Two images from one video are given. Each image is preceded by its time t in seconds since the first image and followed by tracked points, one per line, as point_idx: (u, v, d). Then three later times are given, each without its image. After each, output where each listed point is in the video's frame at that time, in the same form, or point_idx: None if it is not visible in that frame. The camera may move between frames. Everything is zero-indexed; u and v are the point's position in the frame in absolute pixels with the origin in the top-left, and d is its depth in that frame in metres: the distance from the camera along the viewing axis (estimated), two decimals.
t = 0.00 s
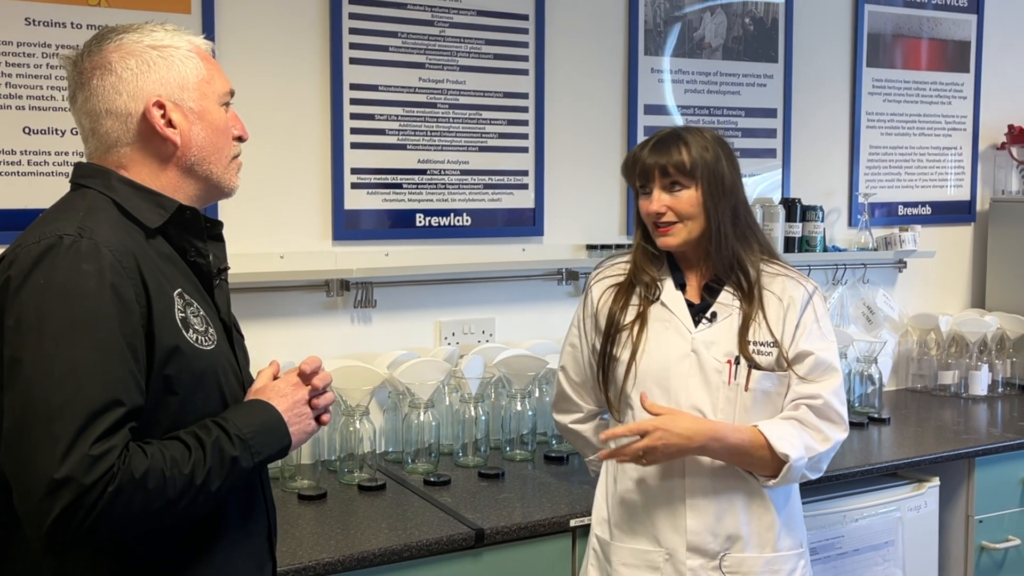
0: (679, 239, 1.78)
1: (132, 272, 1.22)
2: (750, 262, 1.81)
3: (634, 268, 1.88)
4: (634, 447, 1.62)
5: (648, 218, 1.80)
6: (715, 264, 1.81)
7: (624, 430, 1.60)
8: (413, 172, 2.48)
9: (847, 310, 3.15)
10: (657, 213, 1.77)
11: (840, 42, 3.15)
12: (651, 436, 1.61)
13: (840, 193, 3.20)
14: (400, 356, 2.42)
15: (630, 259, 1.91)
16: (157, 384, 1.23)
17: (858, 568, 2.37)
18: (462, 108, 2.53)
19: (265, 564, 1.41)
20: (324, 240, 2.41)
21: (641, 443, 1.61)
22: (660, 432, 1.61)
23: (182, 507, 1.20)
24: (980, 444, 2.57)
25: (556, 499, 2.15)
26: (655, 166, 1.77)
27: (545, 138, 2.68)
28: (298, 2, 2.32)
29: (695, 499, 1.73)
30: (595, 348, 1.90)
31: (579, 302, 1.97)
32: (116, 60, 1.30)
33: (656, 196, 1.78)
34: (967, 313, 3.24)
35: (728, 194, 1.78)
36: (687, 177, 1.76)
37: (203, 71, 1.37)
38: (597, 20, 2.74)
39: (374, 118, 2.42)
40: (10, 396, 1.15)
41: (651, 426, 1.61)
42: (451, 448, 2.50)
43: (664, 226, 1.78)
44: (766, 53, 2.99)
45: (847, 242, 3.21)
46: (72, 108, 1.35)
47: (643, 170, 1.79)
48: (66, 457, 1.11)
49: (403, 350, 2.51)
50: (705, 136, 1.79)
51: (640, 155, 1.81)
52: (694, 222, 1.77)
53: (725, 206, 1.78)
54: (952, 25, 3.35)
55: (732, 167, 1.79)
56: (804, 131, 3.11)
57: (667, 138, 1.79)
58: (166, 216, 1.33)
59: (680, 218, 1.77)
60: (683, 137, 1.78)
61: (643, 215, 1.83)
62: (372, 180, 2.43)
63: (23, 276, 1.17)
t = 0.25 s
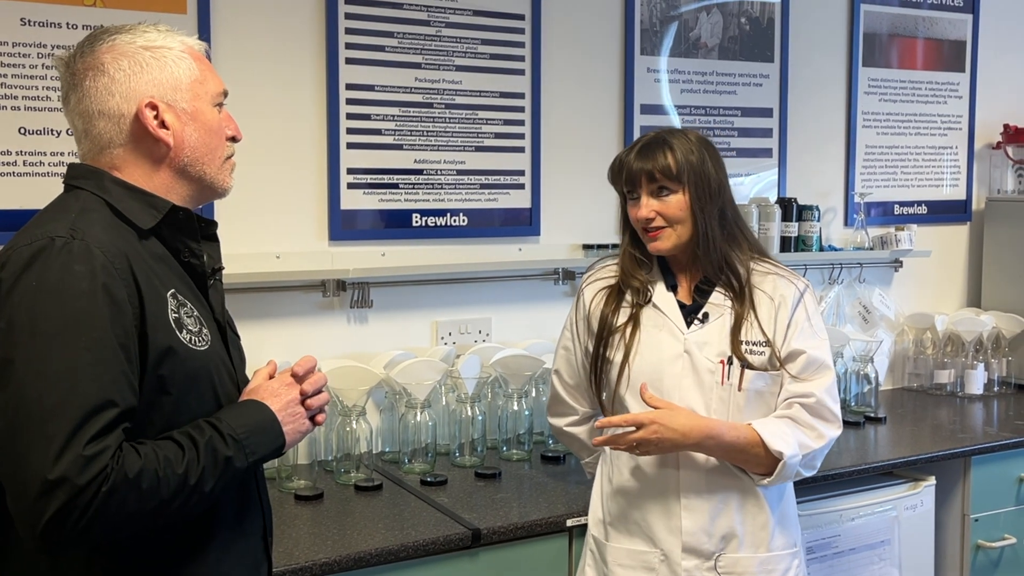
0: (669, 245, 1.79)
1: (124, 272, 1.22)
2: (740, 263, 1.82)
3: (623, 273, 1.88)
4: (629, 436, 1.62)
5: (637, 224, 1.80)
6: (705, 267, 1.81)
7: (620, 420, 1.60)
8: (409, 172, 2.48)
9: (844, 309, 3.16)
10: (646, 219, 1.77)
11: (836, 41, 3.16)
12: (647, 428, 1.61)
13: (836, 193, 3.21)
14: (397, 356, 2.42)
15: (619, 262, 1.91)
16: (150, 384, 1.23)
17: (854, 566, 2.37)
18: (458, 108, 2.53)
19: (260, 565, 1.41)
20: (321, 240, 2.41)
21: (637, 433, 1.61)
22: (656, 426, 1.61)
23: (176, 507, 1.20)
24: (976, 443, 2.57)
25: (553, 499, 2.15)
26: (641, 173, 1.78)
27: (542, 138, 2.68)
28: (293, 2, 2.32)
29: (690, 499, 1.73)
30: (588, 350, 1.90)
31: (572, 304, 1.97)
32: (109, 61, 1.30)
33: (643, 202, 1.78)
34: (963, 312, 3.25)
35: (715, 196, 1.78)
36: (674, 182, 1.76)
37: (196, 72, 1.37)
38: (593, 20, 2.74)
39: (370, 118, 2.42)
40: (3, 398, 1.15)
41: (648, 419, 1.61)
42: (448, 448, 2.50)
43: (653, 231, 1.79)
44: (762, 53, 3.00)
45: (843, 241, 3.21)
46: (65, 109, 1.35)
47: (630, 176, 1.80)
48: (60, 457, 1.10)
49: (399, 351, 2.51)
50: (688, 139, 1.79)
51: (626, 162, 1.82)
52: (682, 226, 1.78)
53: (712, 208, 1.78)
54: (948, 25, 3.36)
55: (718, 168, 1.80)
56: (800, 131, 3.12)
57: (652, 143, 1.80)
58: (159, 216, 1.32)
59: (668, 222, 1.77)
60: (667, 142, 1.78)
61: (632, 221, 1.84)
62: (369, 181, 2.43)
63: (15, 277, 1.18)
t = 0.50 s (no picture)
0: (666, 248, 1.79)
1: (117, 274, 1.22)
2: (737, 265, 1.82)
3: (619, 275, 1.88)
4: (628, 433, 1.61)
5: (634, 225, 1.81)
6: (702, 270, 1.82)
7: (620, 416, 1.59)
8: (406, 172, 2.48)
9: (840, 309, 3.17)
10: (644, 222, 1.78)
11: (832, 42, 3.16)
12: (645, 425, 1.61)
13: (833, 193, 3.21)
14: (394, 356, 2.43)
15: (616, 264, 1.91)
16: (144, 385, 1.23)
17: (850, 566, 2.38)
18: (455, 109, 2.53)
19: (257, 565, 1.41)
20: (318, 240, 2.41)
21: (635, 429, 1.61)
22: (654, 423, 1.61)
23: (170, 508, 1.20)
24: (972, 442, 2.58)
25: (550, 499, 2.15)
26: (638, 175, 1.78)
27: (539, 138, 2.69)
28: (290, 2, 2.32)
29: (687, 499, 1.73)
30: (585, 350, 1.91)
31: (569, 305, 1.97)
32: (103, 63, 1.31)
33: (641, 205, 1.79)
34: (959, 312, 3.25)
35: (712, 198, 1.79)
36: (671, 185, 1.77)
37: (191, 73, 1.37)
38: (589, 21, 2.74)
39: (367, 119, 2.42)
40: None
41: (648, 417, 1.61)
42: (445, 448, 2.51)
43: (651, 233, 1.79)
44: (758, 53, 3.00)
45: (840, 241, 3.22)
46: (60, 110, 1.36)
47: (627, 178, 1.80)
48: (52, 460, 1.11)
49: (397, 351, 2.52)
50: (686, 141, 1.80)
51: (624, 163, 1.82)
52: (679, 229, 1.78)
53: (710, 210, 1.78)
54: (943, 25, 3.37)
55: (715, 170, 1.80)
56: (797, 131, 3.12)
57: (649, 146, 1.80)
58: (153, 218, 1.32)
59: (665, 225, 1.78)
60: (664, 144, 1.79)
61: (629, 223, 1.84)
62: (366, 181, 2.44)
63: (8, 279, 1.18)
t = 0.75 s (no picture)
0: (663, 247, 1.80)
1: (111, 276, 1.22)
2: (735, 266, 1.83)
3: (620, 273, 1.89)
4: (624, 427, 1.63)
5: (631, 223, 1.82)
6: (699, 269, 1.82)
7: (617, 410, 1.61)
8: (404, 172, 2.49)
9: (837, 309, 3.15)
10: (641, 219, 1.79)
11: (828, 42, 3.17)
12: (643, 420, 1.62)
13: (829, 193, 3.22)
14: (392, 356, 2.43)
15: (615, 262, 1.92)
16: (138, 387, 1.24)
17: (847, 565, 2.38)
18: (452, 109, 2.54)
19: (255, 564, 1.42)
20: (316, 241, 2.42)
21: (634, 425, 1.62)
22: (651, 419, 1.62)
23: (165, 510, 1.20)
24: (968, 441, 2.59)
25: (548, 498, 2.16)
26: (637, 173, 1.79)
27: (536, 138, 2.69)
28: (288, 3, 2.33)
29: (684, 498, 1.74)
30: (583, 349, 1.91)
31: (567, 304, 1.98)
32: (100, 64, 1.31)
33: (639, 203, 1.80)
34: (955, 312, 3.26)
35: (711, 198, 1.80)
36: (670, 184, 1.78)
37: (188, 75, 1.37)
38: (587, 21, 2.75)
39: (365, 119, 2.42)
40: None
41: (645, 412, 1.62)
42: (443, 447, 2.51)
43: (648, 231, 1.80)
44: (755, 54, 3.01)
45: (836, 241, 3.23)
46: (58, 111, 1.36)
47: (627, 176, 1.81)
48: (46, 463, 1.11)
49: (395, 351, 2.52)
50: (687, 141, 1.81)
51: (624, 161, 1.83)
52: (677, 228, 1.79)
53: (708, 211, 1.79)
54: (939, 26, 3.38)
55: (715, 171, 1.81)
56: (793, 132, 3.13)
57: (650, 144, 1.81)
58: (146, 220, 1.33)
59: (663, 224, 1.78)
60: (665, 143, 1.79)
61: (628, 221, 1.85)
62: (364, 181, 2.44)
63: (3, 282, 1.19)
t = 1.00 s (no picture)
0: (654, 240, 1.80)
1: (103, 277, 1.23)
2: (729, 265, 1.84)
3: (617, 267, 1.90)
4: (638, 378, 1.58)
5: (626, 215, 1.83)
6: (692, 266, 1.83)
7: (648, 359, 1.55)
8: (400, 173, 2.50)
9: (832, 310, 3.19)
10: (634, 211, 1.80)
11: (823, 44, 3.18)
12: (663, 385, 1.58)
13: (824, 194, 3.23)
14: (387, 357, 2.44)
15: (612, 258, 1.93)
16: (130, 387, 1.24)
17: (841, 565, 2.39)
18: (448, 110, 2.55)
19: (248, 563, 1.43)
20: (312, 241, 2.42)
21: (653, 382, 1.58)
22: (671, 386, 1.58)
23: (157, 508, 1.21)
24: (962, 441, 2.60)
25: (543, 498, 2.17)
26: (634, 165, 1.80)
27: (532, 139, 2.70)
28: (284, 4, 2.33)
29: (676, 497, 1.75)
30: (578, 348, 1.92)
31: (563, 302, 1.99)
32: (97, 64, 1.32)
33: (635, 195, 1.81)
34: (950, 313, 3.27)
35: (707, 197, 1.80)
36: (666, 179, 1.79)
37: (185, 79, 1.38)
38: (582, 22, 2.76)
39: (360, 120, 2.43)
40: None
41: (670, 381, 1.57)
42: (438, 448, 2.52)
43: (642, 225, 1.81)
44: (750, 55, 3.02)
45: (831, 242, 3.24)
46: (53, 109, 1.37)
47: (623, 169, 1.82)
48: (37, 462, 1.12)
49: (390, 351, 2.53)
50: (688, 140, 1.81)
51: (621, 155, 1.84)
52: (670, 224, 1.79)
53: (703, 208, 1.79)
54: (934, 28, 3.39)
55: (713, 172, 1.81)
56: (788, 133, 3.14)
57: (650, 139, 1.82)
58: (139, 220, 1.33)
59: (656, 218, 1.79)
60: (665, 139, 1.80)
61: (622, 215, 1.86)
62: (360, 182, 2.45)
63: None
